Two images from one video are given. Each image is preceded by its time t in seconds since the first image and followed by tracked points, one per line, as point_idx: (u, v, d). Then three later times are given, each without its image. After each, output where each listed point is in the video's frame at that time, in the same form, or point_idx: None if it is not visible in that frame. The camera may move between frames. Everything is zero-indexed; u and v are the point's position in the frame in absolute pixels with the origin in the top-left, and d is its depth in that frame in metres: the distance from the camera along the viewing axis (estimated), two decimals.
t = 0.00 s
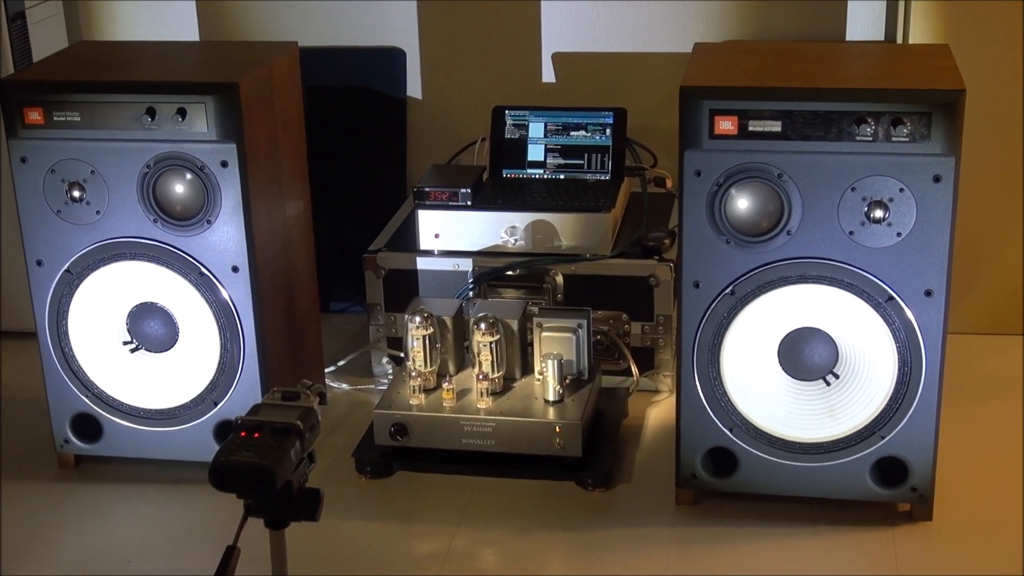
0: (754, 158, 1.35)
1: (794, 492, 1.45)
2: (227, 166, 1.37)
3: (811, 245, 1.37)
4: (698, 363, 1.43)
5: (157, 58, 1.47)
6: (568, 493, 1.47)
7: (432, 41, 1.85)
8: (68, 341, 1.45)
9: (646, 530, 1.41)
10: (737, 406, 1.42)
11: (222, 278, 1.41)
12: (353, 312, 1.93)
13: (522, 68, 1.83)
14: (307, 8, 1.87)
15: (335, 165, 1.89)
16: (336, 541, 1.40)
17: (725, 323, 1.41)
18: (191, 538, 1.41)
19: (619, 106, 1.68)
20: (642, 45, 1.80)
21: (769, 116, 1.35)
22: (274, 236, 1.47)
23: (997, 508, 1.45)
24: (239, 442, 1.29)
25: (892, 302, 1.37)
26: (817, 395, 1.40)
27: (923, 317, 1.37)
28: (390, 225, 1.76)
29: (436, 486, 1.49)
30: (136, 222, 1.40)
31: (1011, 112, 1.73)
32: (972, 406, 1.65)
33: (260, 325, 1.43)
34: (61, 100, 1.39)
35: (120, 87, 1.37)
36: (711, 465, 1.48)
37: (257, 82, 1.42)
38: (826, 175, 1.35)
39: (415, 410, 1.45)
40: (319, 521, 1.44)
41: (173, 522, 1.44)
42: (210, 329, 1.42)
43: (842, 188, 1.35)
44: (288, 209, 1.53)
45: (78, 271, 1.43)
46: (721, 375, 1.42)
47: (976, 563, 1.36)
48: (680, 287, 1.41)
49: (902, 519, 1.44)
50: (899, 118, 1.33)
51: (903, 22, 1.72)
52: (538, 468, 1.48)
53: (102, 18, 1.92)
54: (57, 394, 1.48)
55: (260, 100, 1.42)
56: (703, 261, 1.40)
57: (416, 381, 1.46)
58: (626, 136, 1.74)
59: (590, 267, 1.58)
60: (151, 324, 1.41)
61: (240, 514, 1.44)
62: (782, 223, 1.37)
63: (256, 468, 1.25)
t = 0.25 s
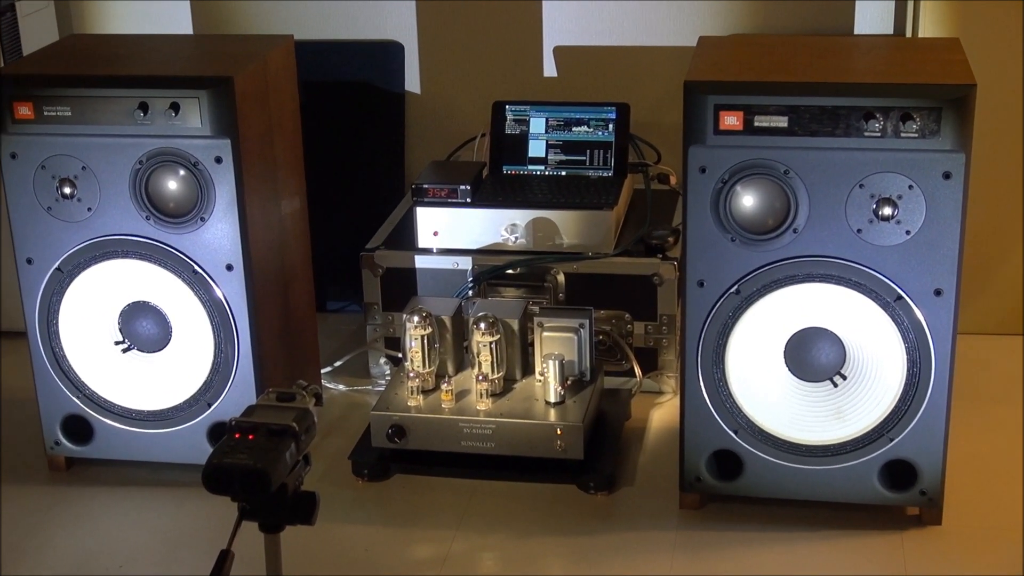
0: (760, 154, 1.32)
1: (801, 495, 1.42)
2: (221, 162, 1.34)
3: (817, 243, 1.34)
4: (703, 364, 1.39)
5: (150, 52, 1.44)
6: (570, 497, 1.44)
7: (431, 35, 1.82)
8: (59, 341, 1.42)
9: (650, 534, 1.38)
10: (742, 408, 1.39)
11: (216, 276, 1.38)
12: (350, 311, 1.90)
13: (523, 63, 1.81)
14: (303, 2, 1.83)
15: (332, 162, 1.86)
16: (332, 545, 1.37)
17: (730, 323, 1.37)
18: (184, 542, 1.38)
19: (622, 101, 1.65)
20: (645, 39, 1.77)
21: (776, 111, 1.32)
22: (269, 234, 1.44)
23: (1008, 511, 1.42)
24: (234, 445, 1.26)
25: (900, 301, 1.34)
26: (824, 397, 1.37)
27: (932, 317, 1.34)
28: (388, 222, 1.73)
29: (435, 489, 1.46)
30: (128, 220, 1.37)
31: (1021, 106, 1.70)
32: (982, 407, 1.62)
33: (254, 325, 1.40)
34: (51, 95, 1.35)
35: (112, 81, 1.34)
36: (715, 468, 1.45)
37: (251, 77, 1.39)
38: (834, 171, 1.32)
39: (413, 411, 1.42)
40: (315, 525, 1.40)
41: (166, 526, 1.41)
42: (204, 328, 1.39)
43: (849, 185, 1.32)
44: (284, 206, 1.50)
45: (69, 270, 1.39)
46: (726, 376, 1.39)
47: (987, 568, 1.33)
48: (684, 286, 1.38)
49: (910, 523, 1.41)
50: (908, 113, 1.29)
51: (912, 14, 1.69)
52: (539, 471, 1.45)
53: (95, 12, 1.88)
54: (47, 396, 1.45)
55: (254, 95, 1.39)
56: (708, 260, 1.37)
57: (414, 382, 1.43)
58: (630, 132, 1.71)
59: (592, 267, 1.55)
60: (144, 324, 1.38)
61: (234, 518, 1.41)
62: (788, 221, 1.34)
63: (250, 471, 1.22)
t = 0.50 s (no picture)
0: (765, 150, 1.29)
1: (807, 498, 1.39)
2: (214, 158, 1.32)
3: (823, 241, 1.31)
4: (706, 365, 1.36)
5: (142, 46, 1.41)
6: (571, 500, 1.41)
7: (430, 30, 1.79)
8: (49, 342, 1.39)
9: (652, 538, 1.35)
10: (747, 409, 1.36)
11: (209, 275, 1.35)
12: (346, 311, 1.87)
13: (523, 58, 1.78)
14: None
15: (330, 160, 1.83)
16: (328, 550, 1.34)
17: (734, 323, 1.35)
18: (176, 547, 1.35)
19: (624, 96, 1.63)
20: (647, 33, 1.74)
21: (781, 106, 1.29)
22: (263, 232, 1.42)
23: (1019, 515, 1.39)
24: (227, 447, 1.24)
25: (908, 300, 1.31)
26: (831, 398, 1.34)
27: (941, 317, 1.31)
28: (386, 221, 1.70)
29: (433, 493, 1.43)
30: (119, 217, 1.34)
31: None
32: (992, 409, 1.59)
33: (248, 325, 1.37)
34: (40, 90, 1.32)
35: (103, 76, 1.31)
36: (719, 471, 1.42)
37: (245, 72, 1.36)
38: (840, 167, 1.29)
39: (411, 413, 1.39)
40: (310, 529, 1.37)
41: (157, 531, 1.38)
42: (197, 329, 1.36)
43: (856, 181, 1.29)
44: (278, 204, 1.47)
45: (59, 269, 1.36)
46: (730, 377, 1.36)
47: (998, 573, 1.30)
48: (688, 285, 1.35)
49: (919, 527, 1.38)
50: (916, 108, 1.27)
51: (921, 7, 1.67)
52: (539, 473, 1.41)
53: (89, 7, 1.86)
54: (37, 397, 1.42)
55: (247, 90, 1.36)
56: (712, 258, 1.34)
57: (411, 384, 1.40)
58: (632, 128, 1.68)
59: (593, 266, 1.52)
60: (136, 324, 1.35)
61: (227, 522, 1.38)
62: (793, 218, 1.31)
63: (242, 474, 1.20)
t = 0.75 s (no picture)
0: (770, 145, 1.26)
1: (814, 501, 1.36)
2: (207, 155, 1.29)
3: (830, 238, 1.28)
4: (711, 365, 1.33)
5: (134, 41, 1.38)
6: (572, 504, 1.38)
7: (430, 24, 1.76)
8: (39, 343, 1.36)
9: (655, 543, 1.32)
10: (752, 410, 1.33)
11: (202, 274, 1.33)
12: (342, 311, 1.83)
13: (524, 53, 1.76)
14: None
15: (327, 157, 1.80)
16: (325, 555, 1.31)
17: (739, 322, 1.32)
18: (168, 553, 1.32)
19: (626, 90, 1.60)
20: (650, 27, 1.71)
21: (786, 101, 1.26)
22: (257, 230, 1.39)
23: None
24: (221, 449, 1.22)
25: (917, 299, 1.28)
26: (838, 399, 1.31)
27: (951, 315, 1.28)
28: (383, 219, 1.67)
29: (432, 497, 1.40)
30: (111, 216, 1.31)
31: None
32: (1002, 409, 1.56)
33: (242, 325, 1.34)
34: (29, 86, 1.30)
35: (94, 71, 1.29)
36: (725, 474, 1.39)
37: (239, 66, 1.33)
38: (847, 163, 1.26)
39: (409, 415, 1.36)
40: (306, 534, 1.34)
41: (149, 536, 1.35)
42: (190, 329, 1.33)
43: (864, 177, 1.26)
44: (273, 202, 1.44)
45: (49, 268, 1.33)
46: (735, 378, 1.33)
47: None
48: (691, 284, 1.32)
49: (928, 531, 1.35)
50: (925, 102, 1.24)
51: None
52: (541, 476, 1.38)
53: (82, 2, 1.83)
54: (27, 400, 1.39)
55: (240, 85, 1.33)
56: (717, 256, 1.31)
57: (409, 385, 1.37)
58: (634, 123, 1.66)
59: (594, 264, 1.49)
60: (128, 324, 1.32)
61: (221, 527, 1.35)
62: (799, 215, 1.28)
63: (238, 478, 1.17)
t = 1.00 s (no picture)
0: (777, 141, 1.24)
1: (821, 505, 1.33)
2: (201, 151, 1.26)
3: (838, 235, 1.25)
4: (716, 365, 1.30)
5: (126, 34, 1.35)
6: (574, 508, 1.35)
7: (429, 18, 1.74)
8: (28, 343, 1.33)
9: (659, 548, 1.29)
10: (758, 412, 1.30)
11: (196, 273, 1.30)
12: (338, 310, 1.80)
13: (524, 47, 1.73)
14: None
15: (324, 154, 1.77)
16: (321, 560, 1.28)
17: (745, 322, 1.29)
18: (160, 557, 1.29)
19: (629, 84, 1.57)
20: (653, 19, 1.68)
21: (794, 95, 1.23)
22: (252, 228, 1.36)
23: None
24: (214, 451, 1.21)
25: (927, 297, 1.25)
26: (846, 400, 1.28)
27: (962, 314, 1.25)
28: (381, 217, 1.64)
29: (430, 500, 1.37)
30: (102, 213, 1.28)
31: None
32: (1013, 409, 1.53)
33: (237, 325, 1.31)
34: (19, 80, 1.26)
35: (84, 65, 1.25)
36: (730, 476, 1.36)
37: (232, 61, 1.30)
38: (856, 159, 1.23)
39: (407, 417, 1.33)
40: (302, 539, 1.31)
41: (141, 541, 1.31)
42: (183, 329, 1.30)
43: (873, 173, 1.23)
44: (268, 198, 1.41)
45: (39, 266, 1.30)
46: (741, 378, 1.30)
47: None
48: (696, 283, 1.29)
49: (939, 535, 1.32)
50: (935, 96, 1.21)
51: None
52: (541, 479, 1.35)
53: None
54: (16, 402, 1.36)
55: (235, 80, 1.30)
56: (722, 254, 1.28)
57: (408, 386, 1.34)
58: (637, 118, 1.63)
59: (597, 262, 1.47)
60: (119, 324, 1.29)
61: (215, 531, 1.32)
62: (807, 212, 1.25)
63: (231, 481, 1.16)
